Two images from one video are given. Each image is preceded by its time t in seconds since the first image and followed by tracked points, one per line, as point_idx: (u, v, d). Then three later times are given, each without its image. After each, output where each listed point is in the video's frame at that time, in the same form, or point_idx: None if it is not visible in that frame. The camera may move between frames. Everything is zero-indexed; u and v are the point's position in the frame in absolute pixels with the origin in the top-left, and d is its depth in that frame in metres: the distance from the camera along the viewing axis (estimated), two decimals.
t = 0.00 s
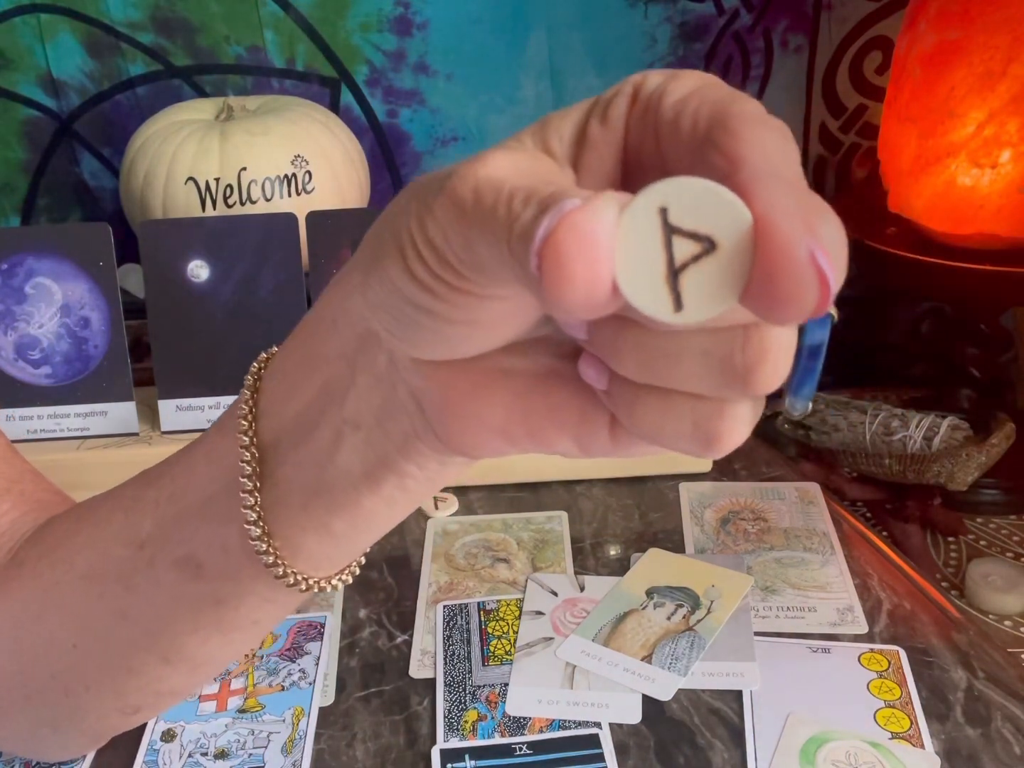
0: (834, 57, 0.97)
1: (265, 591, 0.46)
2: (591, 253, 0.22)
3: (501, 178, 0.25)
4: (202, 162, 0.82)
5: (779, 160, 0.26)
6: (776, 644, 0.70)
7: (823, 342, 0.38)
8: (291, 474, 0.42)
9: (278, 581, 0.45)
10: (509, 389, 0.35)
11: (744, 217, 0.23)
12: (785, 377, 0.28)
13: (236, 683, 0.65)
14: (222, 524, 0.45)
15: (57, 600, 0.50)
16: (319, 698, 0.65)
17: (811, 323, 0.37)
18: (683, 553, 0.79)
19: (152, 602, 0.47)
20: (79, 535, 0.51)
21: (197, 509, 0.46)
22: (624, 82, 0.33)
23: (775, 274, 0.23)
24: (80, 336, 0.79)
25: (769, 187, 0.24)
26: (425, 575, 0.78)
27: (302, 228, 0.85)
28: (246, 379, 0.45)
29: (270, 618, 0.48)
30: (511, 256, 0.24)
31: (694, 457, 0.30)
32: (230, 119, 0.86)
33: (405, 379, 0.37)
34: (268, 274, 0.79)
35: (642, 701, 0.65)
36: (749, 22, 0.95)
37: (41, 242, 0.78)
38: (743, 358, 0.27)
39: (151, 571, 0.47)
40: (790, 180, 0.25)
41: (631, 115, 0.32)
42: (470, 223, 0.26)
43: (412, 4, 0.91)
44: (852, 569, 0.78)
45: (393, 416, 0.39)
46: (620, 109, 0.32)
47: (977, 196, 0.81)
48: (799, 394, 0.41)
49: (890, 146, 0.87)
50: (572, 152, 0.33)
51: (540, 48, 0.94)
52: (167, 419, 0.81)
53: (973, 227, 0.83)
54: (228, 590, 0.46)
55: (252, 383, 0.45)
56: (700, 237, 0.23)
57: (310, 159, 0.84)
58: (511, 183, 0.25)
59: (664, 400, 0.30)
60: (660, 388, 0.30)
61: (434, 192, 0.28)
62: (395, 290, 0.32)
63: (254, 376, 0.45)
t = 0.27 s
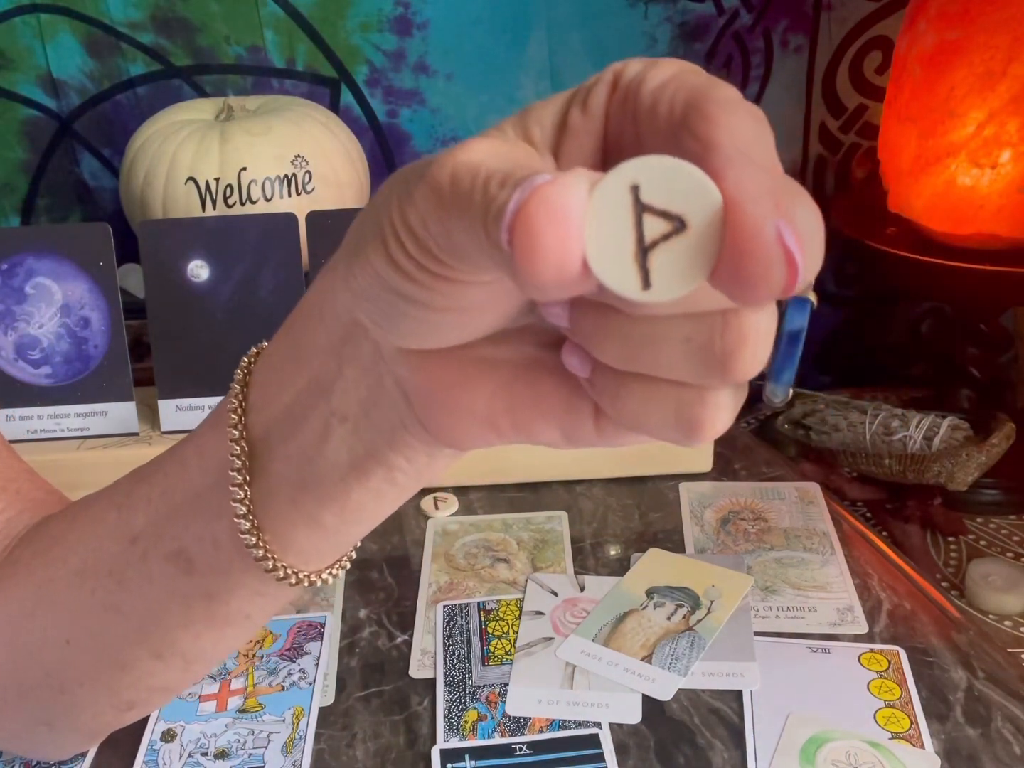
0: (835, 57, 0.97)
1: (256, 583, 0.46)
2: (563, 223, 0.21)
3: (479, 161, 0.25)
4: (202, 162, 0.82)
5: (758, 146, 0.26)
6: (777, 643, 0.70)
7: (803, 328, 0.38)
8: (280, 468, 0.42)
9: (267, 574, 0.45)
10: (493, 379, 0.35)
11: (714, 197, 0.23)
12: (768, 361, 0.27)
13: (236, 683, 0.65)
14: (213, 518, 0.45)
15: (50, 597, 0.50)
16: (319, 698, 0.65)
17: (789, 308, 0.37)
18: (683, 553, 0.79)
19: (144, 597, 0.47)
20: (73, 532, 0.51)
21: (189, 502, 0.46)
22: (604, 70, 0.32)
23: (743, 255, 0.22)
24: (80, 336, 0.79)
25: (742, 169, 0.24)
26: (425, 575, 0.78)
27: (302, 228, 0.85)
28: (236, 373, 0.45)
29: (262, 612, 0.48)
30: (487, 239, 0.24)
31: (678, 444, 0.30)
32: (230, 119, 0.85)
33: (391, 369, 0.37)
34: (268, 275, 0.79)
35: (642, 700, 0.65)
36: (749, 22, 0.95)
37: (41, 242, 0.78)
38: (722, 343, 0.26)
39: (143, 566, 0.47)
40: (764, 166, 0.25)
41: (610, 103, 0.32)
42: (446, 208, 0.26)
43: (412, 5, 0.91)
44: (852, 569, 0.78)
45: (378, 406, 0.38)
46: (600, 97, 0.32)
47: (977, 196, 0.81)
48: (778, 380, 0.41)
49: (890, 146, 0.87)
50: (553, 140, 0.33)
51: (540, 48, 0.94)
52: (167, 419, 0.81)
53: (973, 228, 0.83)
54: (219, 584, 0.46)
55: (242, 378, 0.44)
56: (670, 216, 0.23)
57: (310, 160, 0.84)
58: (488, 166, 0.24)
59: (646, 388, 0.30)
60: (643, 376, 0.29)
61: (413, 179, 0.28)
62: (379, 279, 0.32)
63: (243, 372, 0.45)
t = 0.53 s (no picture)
0: (835, 56, 0.97)
1: (256, 571, 0.46)
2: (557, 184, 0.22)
3: (475, 136, 0.25)
4: (202, 162, 0.82)
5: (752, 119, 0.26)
6: (776, 643, 0.70)
7: (795, 301, 0.38)
8: (285, 453, 0.42)
9: (268, 561, 0.45)
10: (492, 359, 0.35)
11: (703, 158, 0.24)
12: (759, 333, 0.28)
13: (236, 684, 0.65)
14: (214, 506, 0.45)
15: (52, 589, 0.50)
16: (319, 698, 0.65)
17: (783, 280, 0.37)
18: (683, 553, 0.79)
19: (144, 588, 0.47)
20: (74, 527, 0.51)
21: (192, 492, 0.46)
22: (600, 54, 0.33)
23: (732, 214, 0.23)
24: (80, 336, 0.79)
25: (732, 132, 0.25)
26: (424, 575, 0.78)
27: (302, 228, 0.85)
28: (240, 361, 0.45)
29: (262, 602, 0.48)
30: (486, 210, 0.25)
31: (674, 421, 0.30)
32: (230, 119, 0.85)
33: (393, 351, 0.37)
34: (268, 275, 0.79)
35: (643, 700, 0.65)
36: (749, 22, 0.94)
37: (41, 243, 0.78)
38: (717, 316, 0.27)
39: (143, 557, 0.47)
40: (755, 132, 0.25)
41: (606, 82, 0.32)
42: (445, 181, 0.26)
43: (412, 5, 0.91)
44: (852, 569, 0.78)
45: (381, 390, 0.39)
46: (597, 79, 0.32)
47: (977, 196, 0.81)
48: (771, 358, 0.40)
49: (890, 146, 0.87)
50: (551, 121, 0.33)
51: (540, 48, 0.94)
52: (167, 419, 0.81)
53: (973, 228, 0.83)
54: (220, 573, 0.46)
55: (247, 366, 0.45)
56: (662, 178, 0.24)
57: (310, 160, 0.84)
58: (484, 141, 0.24)
59: (642, 363, 0.30)
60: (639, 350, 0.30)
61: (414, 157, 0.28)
62: (378, 258, 0.32)
63: (246, 361, 0.45)
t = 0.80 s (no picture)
0: (835, 56, 0.97)
1: (252, 573, 0.46)
2: (532, 185, 0.22)
3: (461, 136, 0.25)
4: (202, 162, 0.82)
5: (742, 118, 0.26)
6: (775, 645, 0.69)
7: (788, 304, 0.38)
8: (277, 461, 0.43)
9: (264, 565, 0.45)
10: (483, 361, 0.36)
11: (685, 159, 0.23)
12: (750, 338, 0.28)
13: (236, 684, 0.65)
14: (210, 507, 0.45)
15: (50, 590, 0.50)
16: (319, 698, 0.65)
17: (775, 286, 0.37)
18: (683, 553, 0.79)
19: (142, 589, 0.47)
20: (72, 528, 0.51)
21: (188, 494, 0.46)
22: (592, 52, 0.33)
23: (712, 217, 0.23)
24: (80, 337, 0.79)
25: (717, 132, 0.24)
26: (425, 575, 0.78)
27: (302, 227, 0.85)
28: (235, 362, 0.45)
29: (259, 604, 0.48)
30: (469, 211, 0.24)
31: (665, 425, 0.30)
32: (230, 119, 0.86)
33: (384, 354, 0.37)
34: (268, 275, 0.79)
35: (643, 700, 0.65)
36: (749, 22, 0.94)
37: (41, 242, 0.78)
38: (706, 320, 0.27)
39: (141, 558, 0.47)
40: (735, 131, 0.25)
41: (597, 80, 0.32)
42: (429, 182, 0.26)
43: (412, 5, 0.91)
44: (852, 569, 0.78)
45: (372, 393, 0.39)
46: (587, 78, 0.32)
47: (977, 196, 0.81)
48: (765, 359, 0.40)
49: (891, 146, 0.87)
50: (541, 122, 0.33)
51: (540, 48, 0.94)
52: (167, 419, 0.81)
53: (973, 228, 0.83)
54: (216, 574, 0.46)
55: (242, 369, 0.45)
56: (642, 179, 0.23)
57: (310, 160, 0.84)
58: (471, 140, 0.24)
59: (634, 368, 0.30)
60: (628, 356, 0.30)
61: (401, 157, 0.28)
62: (365, 259, 0.32)
63: (242, 364, 0.45)
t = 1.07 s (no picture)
0: (835, 56, 0.97)
1: (249, 575, 0.46)
2: (526, 177, 0.22)
3: (455, 131, 0.25)
4: (202, 162, 0.82)
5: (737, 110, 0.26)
6: (775, 644, 0.70)
7: (784, 297, 0.38)
8: (274, 456, 0.43)
9: (261, 563, 0.45)
10: (479, 356, 0.35)
11: (678, 150, 0.23)
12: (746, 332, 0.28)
13: (236, 684, 0.65)
14: (207, 508, 0.45)
15: (50, 590, 0.50)
16: (319, 697, 0.65)
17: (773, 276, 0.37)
18: (683, 553, 0.79)
19: (140, 592, 0.47)
20: (70, 529, 0.51)
21: (185, 496, 0.46)
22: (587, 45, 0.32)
23: (706, 208, 0.23)
24: (80, 336, 0.79)
25: (710, 125, 0.25)
26: (425, 575, 0.78)
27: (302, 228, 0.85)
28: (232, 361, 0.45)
29: (258, 605, 0.48)
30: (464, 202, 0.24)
31: (663, 419, 0.30)
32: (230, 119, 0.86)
33: (381, 351, 0.37)
34: (268, 275, 0.79)
35: (643, 700, 0.65)
36: (749, 22, 0.94)
37: (41, 242, 0.78)
38: (702, 313, 0.27)
39: (139, 560, 0.47)
40: (728, 123, 0.25)
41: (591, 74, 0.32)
42: (423, 177, 0.26)
43: (412, 5, 0.91)
44: (852, 569, 0.78)
45: (370, 391, 0.39)
46: (581, 72, 0.32)
47: (977, 196, 0.81)
48: (762, 352, 0.40)
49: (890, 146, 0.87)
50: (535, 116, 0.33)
51: (540, 48, 0.94)
52: (167, 419, 0.81)
53: (973, 228, 0.83)
54: (214, 576, 0.46)
55: (239, 369, 0.45)
56: (636, 171, 0.24)
57: (310, 160, 0.84)
58: (464, 134, 0.24)
59: (630, 363, 0.30)
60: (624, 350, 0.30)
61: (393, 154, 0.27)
62: (360, 256, 0.32)
63: (238, 364, 0.46)
